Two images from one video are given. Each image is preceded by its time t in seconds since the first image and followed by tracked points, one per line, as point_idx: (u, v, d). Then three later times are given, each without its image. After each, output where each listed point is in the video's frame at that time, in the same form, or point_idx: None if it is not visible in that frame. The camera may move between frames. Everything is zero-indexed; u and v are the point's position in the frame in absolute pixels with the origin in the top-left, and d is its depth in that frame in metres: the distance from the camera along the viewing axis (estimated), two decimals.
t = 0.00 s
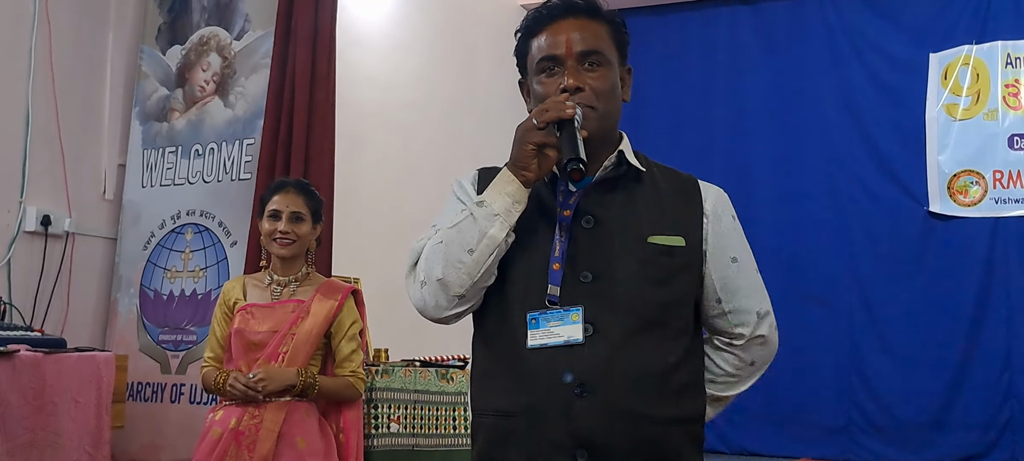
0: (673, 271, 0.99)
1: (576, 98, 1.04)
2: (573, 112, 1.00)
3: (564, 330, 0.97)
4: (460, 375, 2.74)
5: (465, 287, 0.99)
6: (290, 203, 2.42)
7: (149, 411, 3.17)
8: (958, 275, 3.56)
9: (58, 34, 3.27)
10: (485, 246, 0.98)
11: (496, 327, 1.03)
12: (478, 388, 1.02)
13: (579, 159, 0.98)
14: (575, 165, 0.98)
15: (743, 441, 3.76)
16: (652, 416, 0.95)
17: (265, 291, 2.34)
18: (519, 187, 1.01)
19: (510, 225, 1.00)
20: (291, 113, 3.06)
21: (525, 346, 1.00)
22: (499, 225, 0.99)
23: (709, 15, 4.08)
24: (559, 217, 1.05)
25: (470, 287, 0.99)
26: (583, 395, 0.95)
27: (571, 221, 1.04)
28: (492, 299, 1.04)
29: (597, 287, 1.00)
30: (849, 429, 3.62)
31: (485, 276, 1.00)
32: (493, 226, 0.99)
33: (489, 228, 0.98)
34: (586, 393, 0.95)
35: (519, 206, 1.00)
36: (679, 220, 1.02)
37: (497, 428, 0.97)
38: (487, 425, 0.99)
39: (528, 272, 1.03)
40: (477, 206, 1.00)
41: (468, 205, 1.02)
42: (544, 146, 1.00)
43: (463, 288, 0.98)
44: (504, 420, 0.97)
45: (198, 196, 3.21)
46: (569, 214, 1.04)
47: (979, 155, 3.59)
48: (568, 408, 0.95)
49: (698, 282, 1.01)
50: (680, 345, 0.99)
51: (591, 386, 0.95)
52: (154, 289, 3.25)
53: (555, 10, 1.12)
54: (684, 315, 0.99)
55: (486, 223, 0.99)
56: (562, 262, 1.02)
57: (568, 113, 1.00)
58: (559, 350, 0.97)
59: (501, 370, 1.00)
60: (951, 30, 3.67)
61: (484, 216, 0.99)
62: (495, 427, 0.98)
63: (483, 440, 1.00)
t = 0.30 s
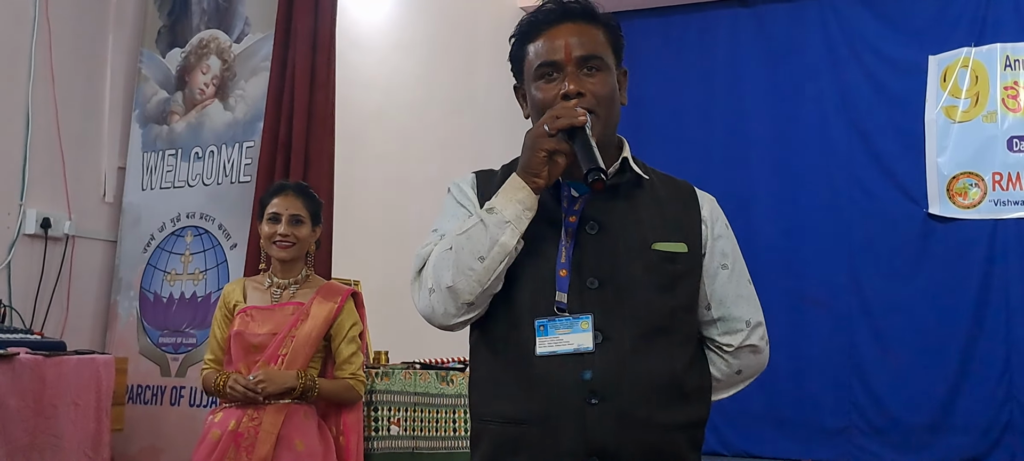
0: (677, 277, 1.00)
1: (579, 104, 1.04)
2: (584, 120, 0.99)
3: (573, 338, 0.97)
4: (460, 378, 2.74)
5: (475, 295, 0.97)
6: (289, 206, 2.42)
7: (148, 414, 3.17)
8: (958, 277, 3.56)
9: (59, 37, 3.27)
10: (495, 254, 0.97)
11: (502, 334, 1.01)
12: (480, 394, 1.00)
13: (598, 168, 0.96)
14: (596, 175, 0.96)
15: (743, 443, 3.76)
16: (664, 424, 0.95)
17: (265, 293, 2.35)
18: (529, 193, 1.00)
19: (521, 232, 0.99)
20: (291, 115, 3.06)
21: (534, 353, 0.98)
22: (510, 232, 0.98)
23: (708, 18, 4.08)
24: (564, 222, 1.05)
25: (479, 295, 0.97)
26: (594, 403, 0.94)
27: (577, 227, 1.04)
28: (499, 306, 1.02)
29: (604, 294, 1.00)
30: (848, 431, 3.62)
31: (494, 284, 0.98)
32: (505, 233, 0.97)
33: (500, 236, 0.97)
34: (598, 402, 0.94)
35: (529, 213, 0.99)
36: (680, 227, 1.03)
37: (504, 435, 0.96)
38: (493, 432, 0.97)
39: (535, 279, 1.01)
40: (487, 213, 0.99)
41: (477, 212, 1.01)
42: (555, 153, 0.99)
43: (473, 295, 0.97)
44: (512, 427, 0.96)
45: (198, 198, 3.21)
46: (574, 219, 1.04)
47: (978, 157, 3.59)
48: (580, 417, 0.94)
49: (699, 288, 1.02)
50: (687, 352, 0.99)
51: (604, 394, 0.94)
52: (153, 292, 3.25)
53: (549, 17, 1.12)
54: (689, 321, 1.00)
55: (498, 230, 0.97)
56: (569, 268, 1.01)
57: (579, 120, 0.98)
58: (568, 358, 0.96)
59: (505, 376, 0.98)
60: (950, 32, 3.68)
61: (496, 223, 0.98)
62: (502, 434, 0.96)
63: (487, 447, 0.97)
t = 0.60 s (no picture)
0: (677, 283, 1.01)
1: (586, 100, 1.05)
2: (591, 117, 1.00)
3: (572, 343, 0.97)
4: (457, 382, 2.78)
5: (477, 290, 0.97)
6: (288, 212, 2.42)
7: (146, 419, 3.17)
8: (956, 282, 3.56)
9: (58, 42, 3.28)
10: (498, 250, 0.97)
11: (502, 337, 1.02)
12: (480, 398, 1.00)
13: (604, 162, 0.98)
14: (602, 169, 0.97)
15: (741, 447, 3.76)
16: (664, 431, 0.96)
17: (264, 298, 2.35)
18: (534, 190, 1.00)
19: (525, 228, 0.99)
20: (289, 120, 3.06)
21: (533, 358, 0.98)
22: (514, 228, 0.98)
23: (707, 23, 4.09)
24: (564, 226, 1.05)
25: (482, 291, 0.98)
26: (593, 410, 0.95)
27: (576, 231, 1.04)
28: (499, 309, 1.03)
29: (603, 299, 1.00)
30: (846, 435, 3.62)
31: (497, 280, 0.98)
32: (509, 229, 0.97)
33: (504, 231, 0.97)
34: (596, 408, 0.95)
35: (533, 210, 0.99)
36: (681, 232, 1.04)
37: (502, 439, 0.96)
38: (491, 436, 0.97)
39: (535, 284, 1.02)
40: (491, 208, 0.99)
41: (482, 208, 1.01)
42: (561, 150, 1.00)
43: (475, 291, 0.97)
44: (511, 430, 0.96)
45: (196, 203, 3.22)
46: (574, 223, 1.05)
47: (976, 162, 3.59)
48: (578, 423, 0.94)
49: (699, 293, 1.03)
50: (689, 358, 1.00)
51: (602, 401, 0.95)
52: (152, 298, 3.26)
53: (567, 15, 1.14)
54: (690, 327, 1.01)
55: (501, 226, 0.97)
56: (567, 272, 1.02)
57: (585, 118, 1.00)
58: (567, 363, 0.97)
59: (505, 380, 0.99)
60: (948, 37, 3.68)
61: (500, 219, 0.98)
62: (500, 438, 0.96)
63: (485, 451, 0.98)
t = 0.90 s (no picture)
0: (691, 300, 1.01)
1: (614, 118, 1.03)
2: (614, 136, 0.97)
3: (583, 358, 0.97)
4: (455, 388, 2.78)
5: (489, 302, 0.97)
6: (285, 217, 2.42)
7: (144, 424, 3.18)
8: (954, 287, 3.56)
9: (56, 48, 3.28)
10: (513, 263, 0.96)
11: (514, 348, 1.02)
12: (489, 403, 1.01)
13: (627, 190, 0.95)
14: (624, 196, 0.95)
15: (738, 451, 3.77)
16: (671, 447, 0.97)
17: (264, 304, 2.36)
18: (552, 203, 0.99)
19: (542, 242, 0.98)
20: (287, 126, 3.06)
21: (543, 370, 0.99)
22: (531, 242, 0.97)
23: (704, 28, 4.10)
24: (581, 237, 1.04)
25: (494, 303, 0.97)
26: (602, 426, 0.95)
27: (593, 242, 1.03)
28: (510, 321, 1.03)
29: (616, 313, 0.99)
30: (844, 440, 3.62)
31: (510, 292, 0.98)
32: (525, 243, 0.97)
33: (520, 245, 0.96)
34: (604, 424, 0.95)
35: (551, 224, 0.98)
36: (697, 247, 1.04)
37: (507, 446, 0.97)
38: (495, 442, 0.98)
39: (548, 295, 1.02)
40: (509, 219, 0.98)
41: (499, 217, 1.00)
42: (583, 166, 0.97)
43: (487, 303, 0.97)
44: (515, 440, 0.97)
45: (194, 209, 3.22)
46: (592, 235, 1.03)
47: (974, 167, 3.58)
48: (585, 438, 0.95)
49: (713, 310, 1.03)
50: (697, 375, 1.01)
51: (611, 417, 0.96)
52: (150, 303, 3.26)
53: (619, 19, 1.09)
54: (702, 344, 1.01)
55: (518, 239, 0.97)
56: (582, 285, 1.01)
57: (610, 135, 0.97)
58: (577, 377, 0.97)
59: (515, 390, 0.99)
60: (944, 44, 3.69)
61: (516, 232, 0.97)
62: (505, 445, 0.97)
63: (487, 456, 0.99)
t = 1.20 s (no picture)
0: (716, 312, 1.03)
1: (645, 120, 1.07)
2: (648, 143, 1.00)
3: (607, 369, 0.99)
4: (452, 395, 2.82)
5: (513, 310, 0.98)
6: (281, 224, 2.42)
7: (142, 430, 3.18)
8: (952, 293, 3.55)
9: (52, 54, 3.28)
10: (540, 271, 0.98)
11: (535, 356, 1.04)
12: (508, 412, 1.03)
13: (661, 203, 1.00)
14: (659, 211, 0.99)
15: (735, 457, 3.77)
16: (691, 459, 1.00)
17: (261, 311, 2.35)
18: (581, 211, 1.01)
19: (568, 251, 1.00)
20: (284, 133, 3.05)
21: (565, 380, 1.01)
22: (557, 250, 0.98)
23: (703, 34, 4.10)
24: (607, 243, 1.07)
25: (518, 310, 0.99)
26: (623, 439, 0.98)
27: (619, 250, 1.06)
28: (531, 328, 1.05)
29: (640, 323, 1.02)
30: (841, 447, 3.62)
31: (534, 300, 1.00)
32: (552, 251, 0.98)
33: (548, 253, 0.98)
34: (626, 438, 0.98)
35: (578, 233, 1.00)
36: (722, 259, 1.06)
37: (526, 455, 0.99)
38: (514, 450, 1.01)
39: (572, 306, 1.04)
40: (536, 227, 1.00)
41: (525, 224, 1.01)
42: (615, 174, 0.99)
43: (511, 311, 0.98)
44: (534, 449, 0.99)
45: (191, 215, 3.22)
46: (617, 242, 1.06)
47: (971, 174, 3.59)
48: (607, 450, 0.98)
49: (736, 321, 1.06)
50: (717, 387, 1.04)
51: (633, 430, 0.98)
52: (147, 309, 3.26)
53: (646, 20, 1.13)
54: (725, 355, 1.04)
55: (545, 248, 0.98)
56: (607, 293, 1.04)
57: (642, 143, 1.00)
58: (600, 388, 0.99)
59: (535, 400, 1.01)
60: (942, 50, 3.69)
61: (544, 240, 0.98)
62: (524, 454, 1.00)
63: None
